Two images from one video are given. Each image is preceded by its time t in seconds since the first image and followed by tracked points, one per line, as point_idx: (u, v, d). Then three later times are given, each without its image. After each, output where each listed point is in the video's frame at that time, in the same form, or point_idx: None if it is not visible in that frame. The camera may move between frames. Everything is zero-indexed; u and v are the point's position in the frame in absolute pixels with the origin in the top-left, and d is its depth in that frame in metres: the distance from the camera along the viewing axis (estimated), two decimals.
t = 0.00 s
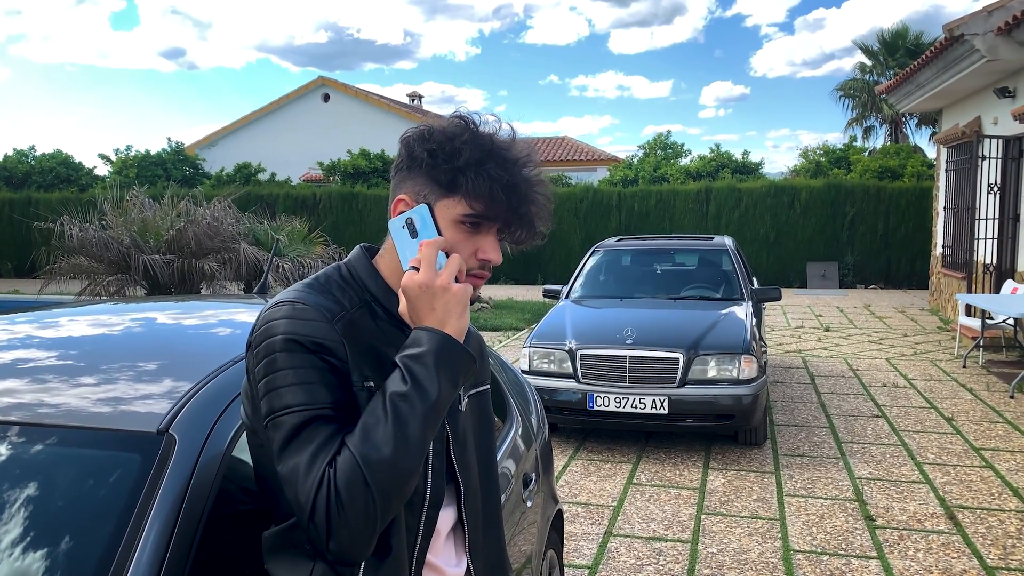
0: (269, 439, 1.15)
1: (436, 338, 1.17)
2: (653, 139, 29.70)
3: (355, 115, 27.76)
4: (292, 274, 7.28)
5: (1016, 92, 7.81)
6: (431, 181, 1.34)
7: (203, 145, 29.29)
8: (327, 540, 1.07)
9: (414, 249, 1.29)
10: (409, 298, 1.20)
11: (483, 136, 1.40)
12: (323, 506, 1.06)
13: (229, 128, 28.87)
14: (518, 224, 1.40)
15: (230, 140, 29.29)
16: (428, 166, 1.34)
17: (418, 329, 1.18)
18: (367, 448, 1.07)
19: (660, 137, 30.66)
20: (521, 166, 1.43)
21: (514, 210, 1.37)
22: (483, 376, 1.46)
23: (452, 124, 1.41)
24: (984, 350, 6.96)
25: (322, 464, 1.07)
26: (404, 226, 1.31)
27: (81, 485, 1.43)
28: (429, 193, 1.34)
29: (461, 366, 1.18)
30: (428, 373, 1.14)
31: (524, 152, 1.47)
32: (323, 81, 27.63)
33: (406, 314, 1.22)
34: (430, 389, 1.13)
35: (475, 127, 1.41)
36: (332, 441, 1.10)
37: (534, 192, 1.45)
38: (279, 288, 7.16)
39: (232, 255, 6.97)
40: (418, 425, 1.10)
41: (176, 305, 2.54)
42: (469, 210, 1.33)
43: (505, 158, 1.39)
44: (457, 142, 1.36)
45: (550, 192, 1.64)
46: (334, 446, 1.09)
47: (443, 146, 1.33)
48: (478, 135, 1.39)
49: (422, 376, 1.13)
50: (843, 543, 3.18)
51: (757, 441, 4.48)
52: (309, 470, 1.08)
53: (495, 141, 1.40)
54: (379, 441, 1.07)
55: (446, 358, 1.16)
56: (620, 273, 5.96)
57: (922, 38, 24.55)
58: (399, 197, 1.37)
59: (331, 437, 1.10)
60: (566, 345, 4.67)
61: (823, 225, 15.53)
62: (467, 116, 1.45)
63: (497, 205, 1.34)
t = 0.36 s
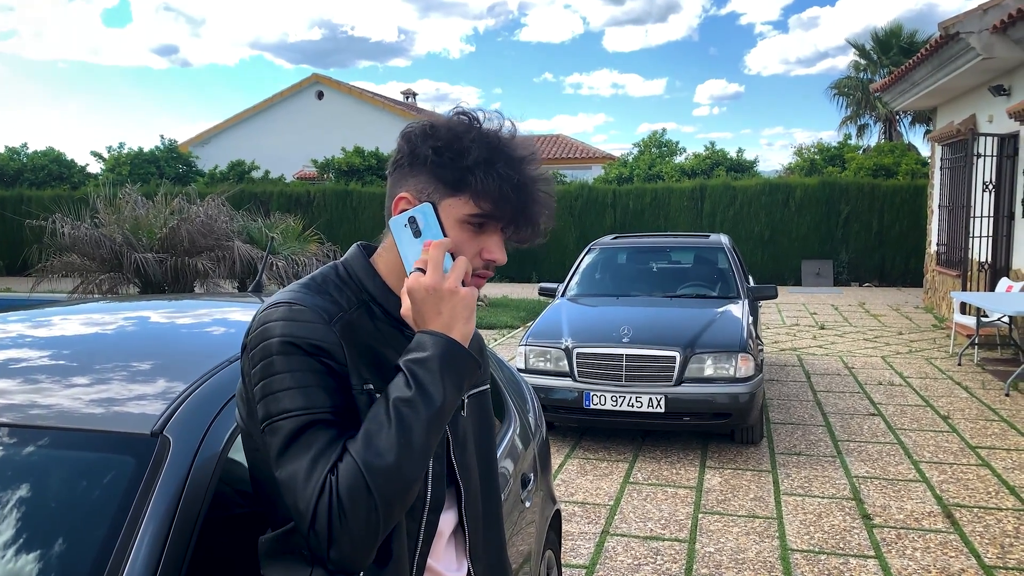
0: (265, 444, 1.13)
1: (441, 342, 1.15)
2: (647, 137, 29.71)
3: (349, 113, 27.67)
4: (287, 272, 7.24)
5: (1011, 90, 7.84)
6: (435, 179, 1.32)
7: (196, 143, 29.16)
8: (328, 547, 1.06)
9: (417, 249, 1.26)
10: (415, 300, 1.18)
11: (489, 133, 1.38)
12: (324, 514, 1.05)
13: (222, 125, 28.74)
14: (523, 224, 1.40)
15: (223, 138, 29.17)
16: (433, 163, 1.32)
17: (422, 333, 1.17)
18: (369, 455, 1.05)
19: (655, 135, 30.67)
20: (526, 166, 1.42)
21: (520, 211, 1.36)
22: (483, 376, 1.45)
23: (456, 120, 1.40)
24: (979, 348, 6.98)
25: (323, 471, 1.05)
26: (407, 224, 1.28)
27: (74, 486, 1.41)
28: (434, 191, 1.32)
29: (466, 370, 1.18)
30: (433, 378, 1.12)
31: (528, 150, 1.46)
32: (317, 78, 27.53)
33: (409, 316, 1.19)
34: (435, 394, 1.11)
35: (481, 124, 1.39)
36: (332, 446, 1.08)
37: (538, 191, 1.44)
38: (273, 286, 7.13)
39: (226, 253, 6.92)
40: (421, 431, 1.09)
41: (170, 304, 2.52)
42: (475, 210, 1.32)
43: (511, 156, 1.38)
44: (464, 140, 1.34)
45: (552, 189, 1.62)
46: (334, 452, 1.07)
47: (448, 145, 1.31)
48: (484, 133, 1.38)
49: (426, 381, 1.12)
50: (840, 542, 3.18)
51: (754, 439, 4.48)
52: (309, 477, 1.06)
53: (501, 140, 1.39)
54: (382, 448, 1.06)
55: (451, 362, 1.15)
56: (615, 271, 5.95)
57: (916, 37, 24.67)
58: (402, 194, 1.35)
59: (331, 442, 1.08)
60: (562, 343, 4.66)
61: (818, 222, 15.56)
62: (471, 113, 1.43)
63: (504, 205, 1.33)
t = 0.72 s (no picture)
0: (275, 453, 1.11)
1: (473, 355, 1.19)
2: (639, 135, 29.74)
3: (340, 110, 27.53)
4: (278, 270, 7.19)
5: (1003, 88, 7.88)
6: (469, 183, 1.33)
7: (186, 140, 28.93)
8: (355, 559, 1.06)
9: (452, 258, 1.26)
10: (461, 312, 1.19)
11: (509, 136, 1.40)
12: (353, 526, 1.05)
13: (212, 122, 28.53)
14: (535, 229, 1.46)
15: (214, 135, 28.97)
16: (468, 167, 1.32)
17: (456, 344, 1.19)
18: (401, 464, 1.07)
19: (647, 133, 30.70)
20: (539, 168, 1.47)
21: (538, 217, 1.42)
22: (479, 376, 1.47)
23: (473, 118, 1.39)
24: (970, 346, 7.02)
25: (352, 482, 1.06)
26: (442, 230, 1.27)
27: (64, 490, 1.38)
28: (467, 196, 1.32)
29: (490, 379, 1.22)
30: (462, 387, 1.15)
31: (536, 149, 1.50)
32: (308, 75, 27.39)
33: (448, 327, 1.19)
34: (463, 402, 1.15)
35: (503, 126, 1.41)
36: (356, 455, 1.08)
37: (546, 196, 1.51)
38: (264, 284, 7.07)
39: (216, 251, 6.85)
40: (451, 438, 1.12)
41: (161, 303, 2.48)
42: (503, 216, 1.37)
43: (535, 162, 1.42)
44: (497, 143, 1.35)
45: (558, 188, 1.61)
46: (359, 461, 1.08)
47: (493, 151, 1.32)
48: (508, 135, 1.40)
49: (455, 390, 1.15)
50: (835, 540, 3.18)
51: (747, 437, 4.49)
52: (333, 488, 1.06)
53: (525, 146, 1.42)
54: (414, 458, 1.08)
55: (480, 371, 1.18)
56: (608, 269, 5.94)
57: (907, 36, 24.82)
58: (431, 197, 1.31)
59: (353, 451, 1.09)
60: (556, 342, 4.65)
61: (810, 220, 15.61)
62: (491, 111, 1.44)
63: (529, 214, 1.39)
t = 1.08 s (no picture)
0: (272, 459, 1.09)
1: (473, 359, 1.18)
2: (629, 133, 29.81)
3: (329, 107, 27.38)
4: (267, 269, 7.13)
5: (991, 87, 7.94)
6: (466, 183, 1.31)
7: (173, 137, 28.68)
8: (359, 568, 1.04)
9: (450, 258, 1.25)
10: (462, 316, 1.18)
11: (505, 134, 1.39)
12: (357, 534, 1.03)
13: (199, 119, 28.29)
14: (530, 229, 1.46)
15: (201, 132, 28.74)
16: (467, 167, 1.30)
17: (457, 349, 1.18)
18: (406, 471, 1.06)
19: (636, 131, 30.76)
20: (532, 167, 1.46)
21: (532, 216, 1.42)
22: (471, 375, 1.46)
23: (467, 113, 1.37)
24: (959, 344, 7.07)
25: (356, 488, 1.04)
26: (440, 233, 1.26)
27: (46, 495, 1.35)
28: (464, 197, 1.31)
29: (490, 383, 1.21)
30: (463, 391, 1.14)
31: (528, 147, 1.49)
32: (297, 72, 27.22)
33: (449, 332, 1.18)
34: (467, 406, 1.14)
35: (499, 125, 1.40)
36: (359, 460, 1.07)
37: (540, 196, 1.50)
38: (253, 283, 7.01)
39: (204, 249, 6.78)
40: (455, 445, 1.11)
41: (148, 302, 2.44)
42: (499, 218, 1.36)
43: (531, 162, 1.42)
44: (497, 143, 1.34)
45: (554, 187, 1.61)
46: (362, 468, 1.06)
47: (490, 151, 1.30)
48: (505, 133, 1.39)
49: (457, 394, 1.14)
50: (827, 539, 3.18)
51: (738, 436, 4.49)
52: (337, 495, 1.03)
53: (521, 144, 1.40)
54: (420, 464, 1.07)
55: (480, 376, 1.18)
56: (599, 267, 5.94)
57: (894, 36, 25.05)
58: (428, 198, 1.29)
59: (355, 456, 1.07)
60: (547, 340, 4.63)
61: (799, 219, 15.69)
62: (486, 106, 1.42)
63: (524, 214, 1.38)
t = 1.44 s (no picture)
0: (241, 461, 1.08)
1: (427, 345, 1.12)
2: (617, 133, 29.88)
3: (316, 105, 27.21)
4: (254, 268, 7.06)
5: (977, 88, 8.01)
6: (416, 166, 1.27)
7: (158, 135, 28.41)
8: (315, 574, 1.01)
9: (398, 242, 1.23)
10: (404, 299, 1.13)
11: (469, 116, 1.34)
12: (309, 538, 1.00)
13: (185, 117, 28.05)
14: (510, 209, 1.37)
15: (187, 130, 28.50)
16: (415, 150, 1.27)
17: (408, 335, 1.13)
18: (357, 472, 1.02)
19: (624, 131, 30.82)
20: (507, 146, 1.38)
21: (508, 198, 1.35)
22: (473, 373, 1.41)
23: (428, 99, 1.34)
24: (945, 343, 7.13)
25: (307, 490, 1.01)
26: (387, 218, 1.24)
27: (31, 498, 1.32)
28: (414, 179, 1.28)
29: (454, 373, 1.14)
30: (422, 384, 1.09)
31: (507, 129, 1.41)
32: (284, 70, 27.04)
33: (393, 316, 1.15)
34: (426, 403, 1.08)
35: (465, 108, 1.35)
36: (315, 462, 1.03)
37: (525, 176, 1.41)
38: (240, 283, 6.93)
39: (190, 248, 6.70)
40: (413, 445, 1.06)
41: (133, 302, 2.40)
42: (461, 199, 1.29)
43: (499, 141, 1.35)
44: (450, 124, 1.29)
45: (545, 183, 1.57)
46: (316, 471, 1.02)
47: (428, 130, 1.26)
48: (471, 116, 1.34)
49: (415, 388, 1.08)
50: (817, 539, 3.19)
51: (727, 435, 4.50)
52: (290, 497, 1.01)
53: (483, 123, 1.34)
54: (371, 466, 1.02)
55: (440, 368, 1.11)
56: (588, 267, 5.93)
57: (880, 36, 25.26)
58: (378, 183, 1.30)
59: (313, 458, 1.04)
60: (537, 340, 4.62)
61: (786, 218, 15.78)
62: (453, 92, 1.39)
63: (488, 193, 1.31)
